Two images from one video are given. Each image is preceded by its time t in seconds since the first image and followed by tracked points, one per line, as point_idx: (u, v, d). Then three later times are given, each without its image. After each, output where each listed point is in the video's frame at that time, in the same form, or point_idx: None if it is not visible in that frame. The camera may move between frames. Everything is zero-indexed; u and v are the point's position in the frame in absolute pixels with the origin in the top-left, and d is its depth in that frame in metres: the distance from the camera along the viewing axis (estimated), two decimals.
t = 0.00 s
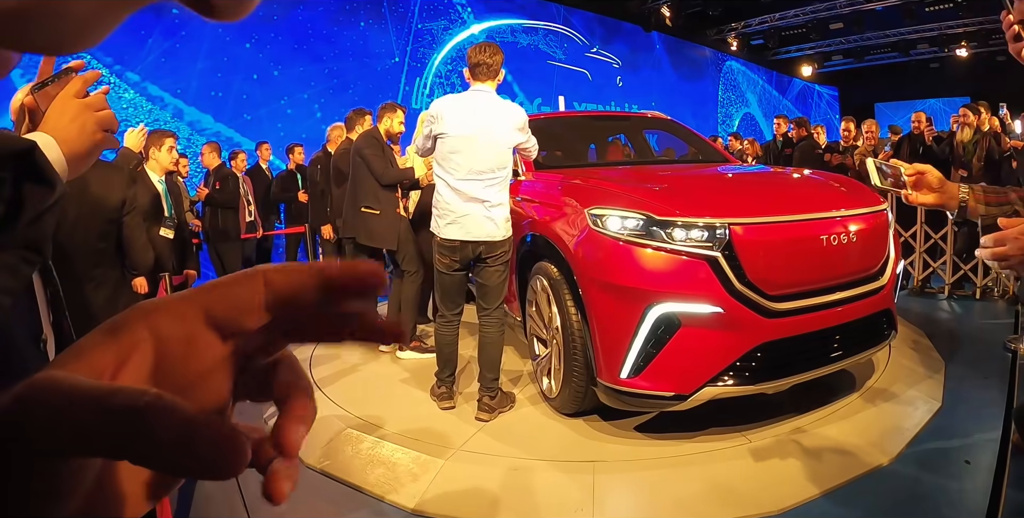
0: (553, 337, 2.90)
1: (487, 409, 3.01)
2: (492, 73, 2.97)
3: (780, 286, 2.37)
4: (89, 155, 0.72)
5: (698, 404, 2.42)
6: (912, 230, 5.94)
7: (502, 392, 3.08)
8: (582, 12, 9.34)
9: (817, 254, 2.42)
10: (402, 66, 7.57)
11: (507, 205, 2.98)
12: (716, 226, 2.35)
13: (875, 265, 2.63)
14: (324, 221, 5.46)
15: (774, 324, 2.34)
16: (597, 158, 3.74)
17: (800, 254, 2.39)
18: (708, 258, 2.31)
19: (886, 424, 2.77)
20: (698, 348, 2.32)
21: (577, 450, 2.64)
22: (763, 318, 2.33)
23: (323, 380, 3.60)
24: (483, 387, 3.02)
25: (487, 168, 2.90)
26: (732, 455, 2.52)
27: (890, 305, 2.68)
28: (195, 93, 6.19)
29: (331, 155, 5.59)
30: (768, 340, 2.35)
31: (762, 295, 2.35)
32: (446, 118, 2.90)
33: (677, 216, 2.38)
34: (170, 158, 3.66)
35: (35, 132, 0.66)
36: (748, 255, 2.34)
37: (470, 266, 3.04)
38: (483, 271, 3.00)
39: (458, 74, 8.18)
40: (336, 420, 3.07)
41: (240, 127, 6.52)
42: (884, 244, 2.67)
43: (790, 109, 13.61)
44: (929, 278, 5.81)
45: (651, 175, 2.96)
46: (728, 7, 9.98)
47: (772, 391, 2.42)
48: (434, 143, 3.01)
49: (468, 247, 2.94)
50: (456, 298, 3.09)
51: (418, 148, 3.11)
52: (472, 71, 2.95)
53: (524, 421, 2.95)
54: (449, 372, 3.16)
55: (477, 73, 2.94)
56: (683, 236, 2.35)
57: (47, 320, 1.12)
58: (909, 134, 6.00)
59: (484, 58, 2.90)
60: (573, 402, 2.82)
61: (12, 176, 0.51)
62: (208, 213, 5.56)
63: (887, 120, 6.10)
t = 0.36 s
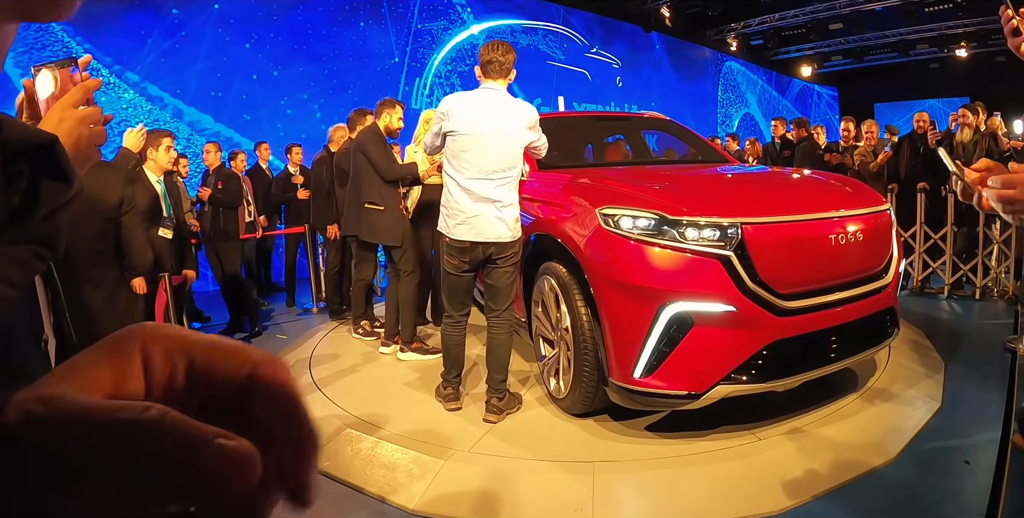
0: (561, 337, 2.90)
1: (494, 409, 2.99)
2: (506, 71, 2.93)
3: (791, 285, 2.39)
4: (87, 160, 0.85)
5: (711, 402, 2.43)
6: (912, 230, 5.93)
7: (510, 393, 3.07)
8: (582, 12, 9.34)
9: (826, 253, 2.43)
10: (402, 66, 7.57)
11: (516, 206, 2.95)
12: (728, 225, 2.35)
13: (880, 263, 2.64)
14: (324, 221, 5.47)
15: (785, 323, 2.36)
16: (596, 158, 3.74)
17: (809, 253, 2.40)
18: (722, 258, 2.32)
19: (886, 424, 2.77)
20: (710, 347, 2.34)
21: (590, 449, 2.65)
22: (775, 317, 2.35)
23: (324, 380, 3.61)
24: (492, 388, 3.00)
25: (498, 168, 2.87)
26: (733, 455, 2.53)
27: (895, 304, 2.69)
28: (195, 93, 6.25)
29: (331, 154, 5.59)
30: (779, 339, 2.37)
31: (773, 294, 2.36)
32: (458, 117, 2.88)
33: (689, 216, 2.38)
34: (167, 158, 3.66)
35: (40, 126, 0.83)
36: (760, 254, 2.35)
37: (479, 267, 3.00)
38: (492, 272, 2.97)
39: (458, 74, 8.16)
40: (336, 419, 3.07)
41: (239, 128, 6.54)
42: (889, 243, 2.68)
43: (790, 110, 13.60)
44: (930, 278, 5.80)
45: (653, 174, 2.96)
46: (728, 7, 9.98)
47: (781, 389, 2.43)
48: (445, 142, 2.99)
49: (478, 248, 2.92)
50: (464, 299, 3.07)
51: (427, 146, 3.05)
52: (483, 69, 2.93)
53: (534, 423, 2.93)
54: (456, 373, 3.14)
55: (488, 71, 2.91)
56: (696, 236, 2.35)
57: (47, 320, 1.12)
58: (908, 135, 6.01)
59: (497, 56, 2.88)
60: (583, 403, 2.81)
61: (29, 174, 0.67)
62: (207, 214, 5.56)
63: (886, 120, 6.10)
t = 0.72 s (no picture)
0: (568, 338, 2.90)
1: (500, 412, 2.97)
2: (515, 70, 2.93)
3: (801, 284, 2.40)
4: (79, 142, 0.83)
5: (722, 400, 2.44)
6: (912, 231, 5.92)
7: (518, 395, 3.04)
8: (582, 12, 9.30)
9: (832, 252, 2.45)
10: (402, 66, 7.56)
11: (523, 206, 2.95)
12: (739, 225, 2.36)
13: (884, 262, 2.66)
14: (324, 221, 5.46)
15: (795, 321, 2.37)
16: (594, 158, 3.71)
17: (817, 252, 2.41)
18: (733, 257, 2.32)
19: (886, 425, 2.77)
20: (721, 347, 2.34)
21: (601, 449, 2.64)
22: (786, 315, 2.36)
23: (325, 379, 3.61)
24: (498, 390, 2.98)
25: (505, 168, 2.87)
26: (733, 455, 2.53)
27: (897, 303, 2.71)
28: (194, 93, 6.27)
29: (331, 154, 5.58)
30: (789, 337, 2.38)
31: (784, 293, 2.37)
32: (466, 116, 2.88)
33: (700, 216, 2.39)
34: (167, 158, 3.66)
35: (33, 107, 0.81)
36: (771, 253, 2.36)
37: (486, 268, 2.99)
38: (500, 273, 2.96)
39: (458, 75, 8.13)
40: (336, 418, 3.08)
41: (239, 127, 6.55)
42: (891, 242, 2.70)
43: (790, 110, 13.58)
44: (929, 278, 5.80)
45: (654, 175, 2.96)
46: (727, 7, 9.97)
47: (789, 387, 2.44)
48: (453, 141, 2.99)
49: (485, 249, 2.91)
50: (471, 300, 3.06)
51: (436, 144, 3.10)
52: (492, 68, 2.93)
53: (541, 423, 2.93)
54: (462, 375, 3.12)
55: (496, 70, 2.91)
56: (707, 235, 2.35)
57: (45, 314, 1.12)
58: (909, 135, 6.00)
59: (507, 54, 2.87)
60: (592, 403, 2.80)
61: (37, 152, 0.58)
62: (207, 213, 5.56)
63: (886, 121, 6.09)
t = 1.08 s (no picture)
0: (576, 337, 2.89)
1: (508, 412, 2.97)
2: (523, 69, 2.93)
3: (810, 283, 2.41)
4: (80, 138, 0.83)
5: (733, 398, 2.44)
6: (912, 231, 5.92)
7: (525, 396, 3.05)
8: (582, 12, 9.29)
9: (841, 250, 2.46)
10: (401, 66, 7.55)
11: (533, 205, 2.95)
12: (750, 224, 2.37)
13: (889, 261, 2.68)
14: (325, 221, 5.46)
15: (805, 320, 2.38)
16: (593, 158, 3.70)
17: (827, 250, 2.43)
18: (745, 257, 2.34)
19: (886, 425, 2.78)
20: (733, 345, 2.35)
21: (611, 449, 2.64)
22: (797, 314, 2.37)
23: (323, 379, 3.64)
24: (507, 391, 2.98)
25: (514, 167, 2.87)
26: (733, 456, 2.53)
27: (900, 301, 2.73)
28: (194, 93, 6.27)
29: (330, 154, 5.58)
30: (800, 335, 2.39)
31: (794, 292, 2.38)
32: (476, 115, 2.88)
33: (712, 215, 2.40)
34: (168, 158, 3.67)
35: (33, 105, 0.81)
36: (783, 251, 2.37)
37: (495, 268, 2.99)
38: (509, 273, 2.96)
39: (457, 75, 8.12)
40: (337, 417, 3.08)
41: (239, 127, 6.55)
42: (895, 241, 2.72)
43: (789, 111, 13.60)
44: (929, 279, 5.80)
45: (655, 175, 2.96)
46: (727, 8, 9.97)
47: (799, 385, 2.45)
48: (462, 140, 2.99)
49: (495, 250, 2.89)
50: (478, 301, 3.06)
51: (442, 143, 3.11)
52: (500, 67, 2.93)
53: (550, 424, 2.91)
54: (469, 376, 3.11)
55: (505, 69, 2.92)
56: (719, 234, 2.36)
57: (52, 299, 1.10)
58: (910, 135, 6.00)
59: (515, 54, 2.88)
60: (601, 403, 2.80)
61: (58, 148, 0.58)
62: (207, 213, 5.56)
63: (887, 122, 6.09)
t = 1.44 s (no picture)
0: (584, 337, 2.90)
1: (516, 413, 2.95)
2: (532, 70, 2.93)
3: (819, 281, 2.43)
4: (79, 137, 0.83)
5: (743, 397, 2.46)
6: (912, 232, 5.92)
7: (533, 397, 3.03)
8: (582, 12, 9.29)
9: (849, 249, 2.49)
10: (401, 66, 7.56)
11: (541, 206, 2.94)
12: (762, 223, 2.37)
13: (892, 259, 2.70)
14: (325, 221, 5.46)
15: (815, 318, 2.40)
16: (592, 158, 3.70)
17: (836, 249, 2.45)
18: (757, 256, 2.35)
19: (886, 426, 2.78)
20: (745, 343, 2.35)
21: (620, 449, 2.64)
22: (807, 312, 2.38)
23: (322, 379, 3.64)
24: (515, 392, 2.97)
25: (523, 167, 2.86)
26: (733, 456, 2.54)
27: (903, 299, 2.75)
28: (194, 92, 6.27)
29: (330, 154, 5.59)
30: (810, 333, 2.41)
31: (804, 290, 2.40)
32: (486, 114, 2.87)
33: (724, 214, 2.40)
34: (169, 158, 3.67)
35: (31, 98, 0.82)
36: (794, 249, 2.38)
37: (503, 268, 2.98)
38: (517, 273, 2.96)
39: (457, 75, 8.13)
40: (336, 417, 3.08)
41: (239, 127, 6.55)
42: (897, 240, 2.74)
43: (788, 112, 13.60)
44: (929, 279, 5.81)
45: (653, 175, 2.95)
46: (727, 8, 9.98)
47: (807, 382, 2.48)
48: (472, 139, 2.99)
49: (504, 250, 2.89)
50: (486, 301, 3.05)
51: (451, 141, 3.12)
52: (509, 67, 2.93)
53: (560, 425, 2.90)
54: (476, 377, 3.10)
55: (514, 69, 2.91)
56: (731, 233, 2.37)
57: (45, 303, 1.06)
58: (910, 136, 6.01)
59: (525, 54, 2.87)
60: (611, 403, 2.79)
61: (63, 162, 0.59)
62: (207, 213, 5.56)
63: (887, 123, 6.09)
